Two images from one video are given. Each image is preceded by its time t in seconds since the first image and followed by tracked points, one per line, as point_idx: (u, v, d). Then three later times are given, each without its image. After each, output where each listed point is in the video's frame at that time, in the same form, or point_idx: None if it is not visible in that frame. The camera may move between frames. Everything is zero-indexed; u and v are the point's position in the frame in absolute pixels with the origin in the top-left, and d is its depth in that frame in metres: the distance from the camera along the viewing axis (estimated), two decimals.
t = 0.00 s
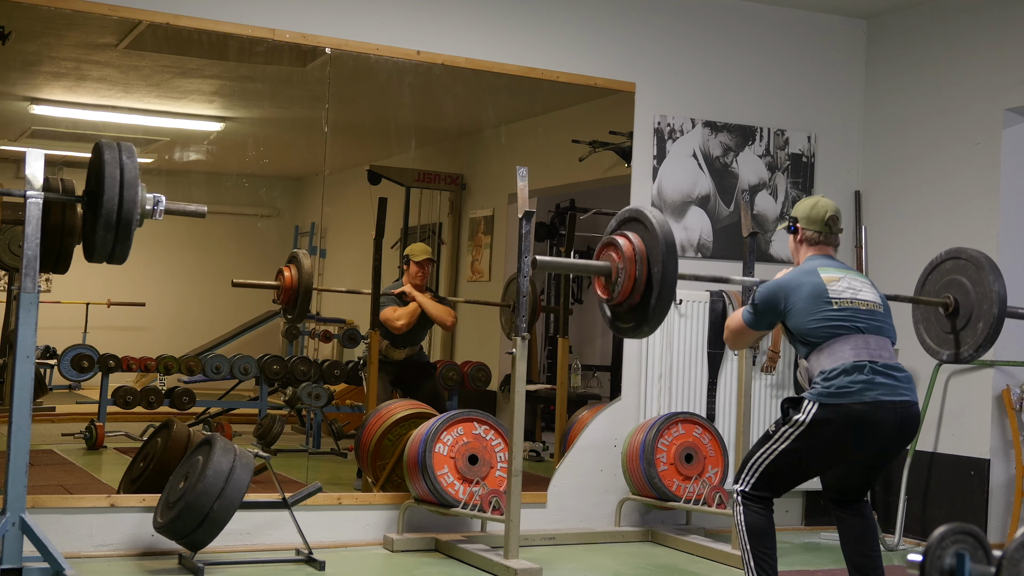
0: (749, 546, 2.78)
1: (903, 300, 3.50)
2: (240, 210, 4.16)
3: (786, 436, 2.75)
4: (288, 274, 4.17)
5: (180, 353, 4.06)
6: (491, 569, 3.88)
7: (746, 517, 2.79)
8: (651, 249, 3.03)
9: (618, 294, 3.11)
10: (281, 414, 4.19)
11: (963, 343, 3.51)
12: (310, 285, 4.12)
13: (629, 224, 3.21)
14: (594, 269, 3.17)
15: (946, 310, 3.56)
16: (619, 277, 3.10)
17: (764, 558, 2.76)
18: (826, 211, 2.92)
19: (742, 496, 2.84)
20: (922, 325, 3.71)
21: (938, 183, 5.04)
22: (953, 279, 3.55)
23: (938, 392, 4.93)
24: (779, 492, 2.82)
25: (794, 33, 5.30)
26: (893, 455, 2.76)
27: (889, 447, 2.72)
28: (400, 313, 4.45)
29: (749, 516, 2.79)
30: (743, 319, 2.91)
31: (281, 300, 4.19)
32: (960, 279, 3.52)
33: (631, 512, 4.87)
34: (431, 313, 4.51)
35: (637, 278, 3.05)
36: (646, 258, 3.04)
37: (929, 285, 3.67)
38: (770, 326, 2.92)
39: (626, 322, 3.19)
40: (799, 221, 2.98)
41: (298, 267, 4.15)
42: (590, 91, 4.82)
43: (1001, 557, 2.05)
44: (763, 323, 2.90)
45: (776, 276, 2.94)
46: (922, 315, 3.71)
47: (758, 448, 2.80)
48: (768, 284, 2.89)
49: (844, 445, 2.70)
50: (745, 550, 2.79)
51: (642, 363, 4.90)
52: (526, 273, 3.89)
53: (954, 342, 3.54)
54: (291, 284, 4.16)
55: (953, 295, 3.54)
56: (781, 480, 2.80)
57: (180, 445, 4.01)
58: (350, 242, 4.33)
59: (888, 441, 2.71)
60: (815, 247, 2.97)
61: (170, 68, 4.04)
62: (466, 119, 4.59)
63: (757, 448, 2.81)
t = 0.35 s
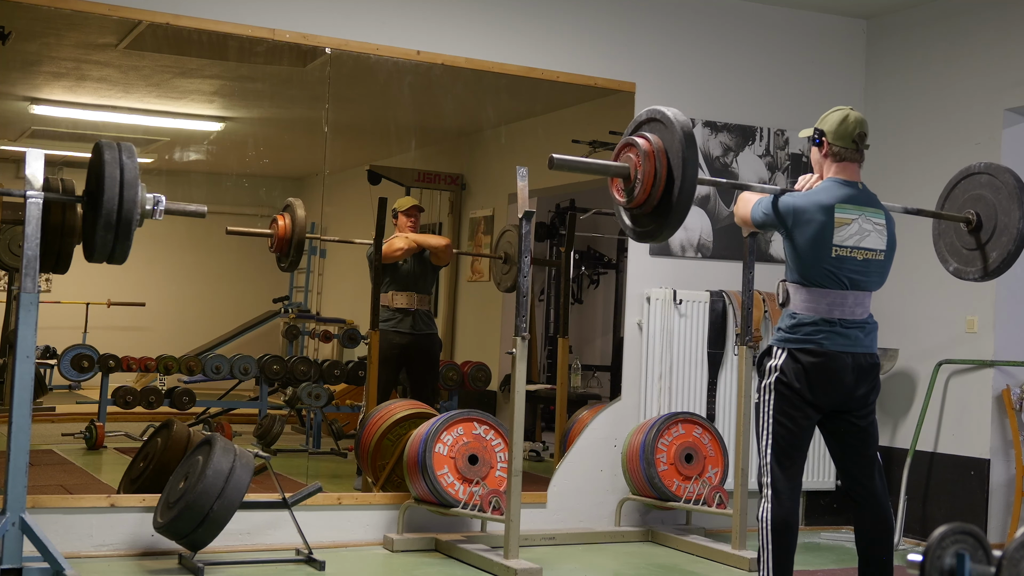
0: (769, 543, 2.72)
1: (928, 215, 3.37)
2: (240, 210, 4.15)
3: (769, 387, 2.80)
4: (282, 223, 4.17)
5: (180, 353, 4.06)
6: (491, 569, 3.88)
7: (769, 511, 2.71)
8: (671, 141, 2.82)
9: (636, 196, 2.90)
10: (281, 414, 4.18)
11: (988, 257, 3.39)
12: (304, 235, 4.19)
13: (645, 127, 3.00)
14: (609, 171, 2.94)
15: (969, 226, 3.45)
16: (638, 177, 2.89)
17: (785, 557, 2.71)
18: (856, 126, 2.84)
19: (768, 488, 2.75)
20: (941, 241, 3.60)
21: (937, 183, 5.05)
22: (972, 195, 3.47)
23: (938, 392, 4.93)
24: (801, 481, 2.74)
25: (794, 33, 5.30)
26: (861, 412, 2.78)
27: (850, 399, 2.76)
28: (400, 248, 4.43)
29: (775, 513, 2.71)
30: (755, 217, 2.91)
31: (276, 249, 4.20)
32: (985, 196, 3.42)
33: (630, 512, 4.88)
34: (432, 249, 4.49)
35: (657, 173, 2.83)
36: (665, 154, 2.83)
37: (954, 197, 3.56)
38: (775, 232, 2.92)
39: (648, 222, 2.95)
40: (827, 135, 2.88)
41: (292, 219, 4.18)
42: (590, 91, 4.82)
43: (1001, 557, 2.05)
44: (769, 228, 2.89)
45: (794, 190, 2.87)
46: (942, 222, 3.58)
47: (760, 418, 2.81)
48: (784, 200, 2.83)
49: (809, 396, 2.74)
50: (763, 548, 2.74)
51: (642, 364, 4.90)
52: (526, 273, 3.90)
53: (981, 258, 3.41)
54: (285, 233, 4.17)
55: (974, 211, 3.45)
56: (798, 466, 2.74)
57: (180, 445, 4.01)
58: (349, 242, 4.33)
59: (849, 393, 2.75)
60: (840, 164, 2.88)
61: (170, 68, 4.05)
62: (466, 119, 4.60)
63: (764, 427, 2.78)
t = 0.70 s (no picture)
0: (752, 547, 2.74)
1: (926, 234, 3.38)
2: (240, 210, 4.16)
3: (778, 412, 2.74)
4: (285, 238, 4.13)
5: (180, 353, 4.05)
6: (491, 569, 3.88)
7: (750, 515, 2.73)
8: (668, 172, 2.84)
9: (635, 226, 2.93)
10: (281, 414, 4.17)
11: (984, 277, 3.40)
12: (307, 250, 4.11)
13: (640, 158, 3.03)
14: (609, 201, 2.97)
15: (966, 245, 3.46)
16: (636, 207, 2.91)
17: (769, 560, 2.72)
18: (856, 152, 2.82)
19: (746, 496, 2.79)
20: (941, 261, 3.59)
21: (937, 183, 5.05)
22: (969, 214, 3.48)
23: (938, 392, 4.93)
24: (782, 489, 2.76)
25: (794, 33, 5.30)
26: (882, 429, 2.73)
27: (876, 415, 2.71)
28: (401, 265, 4.43)
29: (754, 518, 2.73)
30: (754, 244, 2.88)
31: (278, 264, 4.16)
32: (980, 213, 3.43)
33: (630, 512, 4.88)
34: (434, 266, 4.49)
35: (655, 204, 2.85)
36: (663, 184, 2.85)
37: (948, 217, 3.57)
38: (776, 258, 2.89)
39: (646, 253, 2.97)
40: (826, 157, 2.86)
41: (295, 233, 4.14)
42: (590, 91, 4.82)
43: (1001, 557, 2.05)
44: (771, 252, 2.86)
45: (791, 215, 2.85)
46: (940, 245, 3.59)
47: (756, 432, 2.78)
48: (782, 223, 2.81)
49: (829, 417, 2.69)
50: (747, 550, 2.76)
51: (642, 364, 4.90)
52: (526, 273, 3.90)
53: (977, 275, 3.42)
54: (288, 249, 4.12)
55: (971, 230, 3.45)
56: (784, 474, 2.74)
57: (180, 445, 4.01)
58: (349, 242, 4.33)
59: (873, 409, 2.70)
60: (838, 187, 2.86)
61: (170, 68, 4.04)
62: (466, 119, 4.59)
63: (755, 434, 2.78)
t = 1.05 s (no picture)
0: (743, 550, 2.74)
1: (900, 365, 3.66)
2: (240, 210, 4.17)
3: (785, 489, 2.71)
4: (287, 320, 4.16)
5: (180, 353, 4.06)
6: (491, 569, 3.88)
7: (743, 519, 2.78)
8: (650, 335, 2.96)
9: (617, 379, 3.05)
10: (281, 414, 4.17)
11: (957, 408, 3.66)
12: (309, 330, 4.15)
13: (622, 309, 3.16)
14: (592, 355, 3.09)
15: (943, 373, 3.70)
16: (618, 361, 3.03)
17: (760, 558, 2.71)
18: (826, 290, 2.84)
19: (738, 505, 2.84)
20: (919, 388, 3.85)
21: (937, 183, 5.05)
22: (946, 343, 3.72)
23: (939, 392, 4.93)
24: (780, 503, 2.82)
25: (794, 33, 5.30)
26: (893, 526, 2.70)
27: (889, 521, 2.67)
28: (404, 356, 4.46)
29: (743, 524, 2.78)
30: (741, 392, 2.85)
31: (282, 347, 4.18)
32: (957, 344, 3.65)
33: (631, 513, 4.87)
34: (434, 353, 4.50)
35: (636, 362, 2.98)
36: (644, 343, 2.98)
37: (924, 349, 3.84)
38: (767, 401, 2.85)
39: (627, 406, 3.10)
40: (798, 297, 2.89)
41: (297, 314, 4.17)
42: (590, 91, 4.82)
43: (1001, 557, 2.05)
44: (761, 399, 2.83)
45: (772, 355, 2.87)
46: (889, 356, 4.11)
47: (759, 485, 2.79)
48: (763, 360, 2.82)
49: (839, 518, 2.65)
50: (740, 553, 2.74)
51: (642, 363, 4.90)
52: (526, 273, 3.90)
53: (952, 405, 3.67)
54: (291, 331, 4.15)
55: (949, 360, 3.69)
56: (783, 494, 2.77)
57: (180, 445, 4.02)
58: (348, 241, 4.31)
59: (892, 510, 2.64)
60: (812, 325, 2.89)
61: (170, 68, 4.04)
62: (466, 119, 4.60)
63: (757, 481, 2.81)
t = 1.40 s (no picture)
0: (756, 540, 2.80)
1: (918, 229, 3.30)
2: (240, 210, 4.16)
3: (776, 412, 2.79)
4: (287, 239, 4.12)
5: (180, 353, 4.06)
6: (491, 569, 3.88)
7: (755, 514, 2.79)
8: (671, 174, 2.80)
9: (638, 227, 2.89)
10: (281, 414, 4.18)
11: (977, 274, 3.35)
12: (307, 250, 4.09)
13: (644, 158, 2.98)
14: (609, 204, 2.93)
15: (961, 241, 3.38)
16: (638, 209, 2.88)
17: (768, 557, 2.79)
18: (857, 147, 2.84)
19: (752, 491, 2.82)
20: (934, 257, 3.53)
21: (937, 183, 5.05)
22: (963, 210, 3.40)
23: (938, 393, 4.93)
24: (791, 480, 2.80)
25: (794, 33, 5.30)
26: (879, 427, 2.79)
27: (875, 411, 2.75)
28: (401, 274, 4.44)
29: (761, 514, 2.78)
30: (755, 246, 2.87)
31: (281, 266, 4.15)
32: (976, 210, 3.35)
33: (631, 512, 4.87)
34: (433, 268, 4.50)
35: (658, 205, 2.82)
36: (665, 184, 2.82)
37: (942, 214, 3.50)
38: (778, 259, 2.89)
39: (649, 254, 2.94)
40: (827, 153, 2.88)
41: (296, 232, 4.12)
42: (590, 91, 4.82)
43: (1001, 557, 2.05)
44: (773, 255, 2.85)
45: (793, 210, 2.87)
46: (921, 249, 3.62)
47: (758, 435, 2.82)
48: (784, 217, 2.83)
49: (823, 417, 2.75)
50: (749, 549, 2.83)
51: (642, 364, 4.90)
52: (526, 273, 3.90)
53: (973, 273, 3.36)
54: (290, 250, 4.11)
55: (967, 227, 3.37)
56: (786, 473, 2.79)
57: (180, 445, 4.00)
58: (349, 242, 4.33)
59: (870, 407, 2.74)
60: (837, 183, 2.88)
61: (170, 68, 4.04)
62: (466, 119, 4.60)
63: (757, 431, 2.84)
